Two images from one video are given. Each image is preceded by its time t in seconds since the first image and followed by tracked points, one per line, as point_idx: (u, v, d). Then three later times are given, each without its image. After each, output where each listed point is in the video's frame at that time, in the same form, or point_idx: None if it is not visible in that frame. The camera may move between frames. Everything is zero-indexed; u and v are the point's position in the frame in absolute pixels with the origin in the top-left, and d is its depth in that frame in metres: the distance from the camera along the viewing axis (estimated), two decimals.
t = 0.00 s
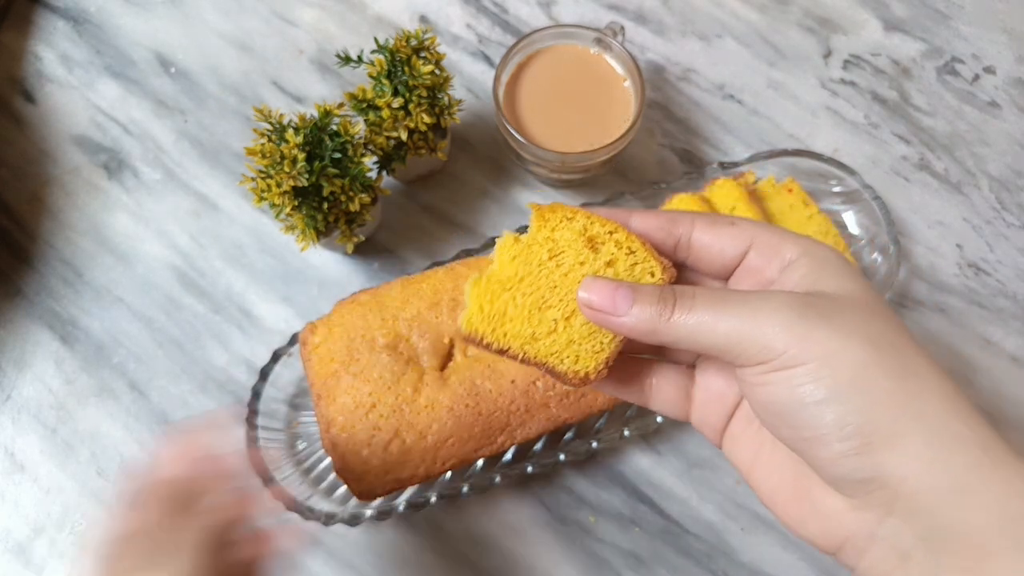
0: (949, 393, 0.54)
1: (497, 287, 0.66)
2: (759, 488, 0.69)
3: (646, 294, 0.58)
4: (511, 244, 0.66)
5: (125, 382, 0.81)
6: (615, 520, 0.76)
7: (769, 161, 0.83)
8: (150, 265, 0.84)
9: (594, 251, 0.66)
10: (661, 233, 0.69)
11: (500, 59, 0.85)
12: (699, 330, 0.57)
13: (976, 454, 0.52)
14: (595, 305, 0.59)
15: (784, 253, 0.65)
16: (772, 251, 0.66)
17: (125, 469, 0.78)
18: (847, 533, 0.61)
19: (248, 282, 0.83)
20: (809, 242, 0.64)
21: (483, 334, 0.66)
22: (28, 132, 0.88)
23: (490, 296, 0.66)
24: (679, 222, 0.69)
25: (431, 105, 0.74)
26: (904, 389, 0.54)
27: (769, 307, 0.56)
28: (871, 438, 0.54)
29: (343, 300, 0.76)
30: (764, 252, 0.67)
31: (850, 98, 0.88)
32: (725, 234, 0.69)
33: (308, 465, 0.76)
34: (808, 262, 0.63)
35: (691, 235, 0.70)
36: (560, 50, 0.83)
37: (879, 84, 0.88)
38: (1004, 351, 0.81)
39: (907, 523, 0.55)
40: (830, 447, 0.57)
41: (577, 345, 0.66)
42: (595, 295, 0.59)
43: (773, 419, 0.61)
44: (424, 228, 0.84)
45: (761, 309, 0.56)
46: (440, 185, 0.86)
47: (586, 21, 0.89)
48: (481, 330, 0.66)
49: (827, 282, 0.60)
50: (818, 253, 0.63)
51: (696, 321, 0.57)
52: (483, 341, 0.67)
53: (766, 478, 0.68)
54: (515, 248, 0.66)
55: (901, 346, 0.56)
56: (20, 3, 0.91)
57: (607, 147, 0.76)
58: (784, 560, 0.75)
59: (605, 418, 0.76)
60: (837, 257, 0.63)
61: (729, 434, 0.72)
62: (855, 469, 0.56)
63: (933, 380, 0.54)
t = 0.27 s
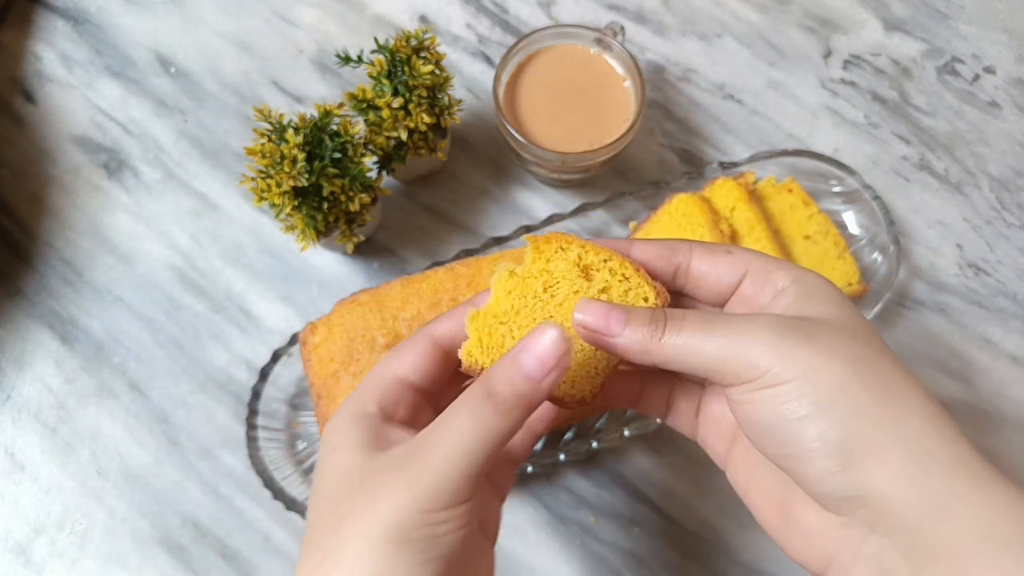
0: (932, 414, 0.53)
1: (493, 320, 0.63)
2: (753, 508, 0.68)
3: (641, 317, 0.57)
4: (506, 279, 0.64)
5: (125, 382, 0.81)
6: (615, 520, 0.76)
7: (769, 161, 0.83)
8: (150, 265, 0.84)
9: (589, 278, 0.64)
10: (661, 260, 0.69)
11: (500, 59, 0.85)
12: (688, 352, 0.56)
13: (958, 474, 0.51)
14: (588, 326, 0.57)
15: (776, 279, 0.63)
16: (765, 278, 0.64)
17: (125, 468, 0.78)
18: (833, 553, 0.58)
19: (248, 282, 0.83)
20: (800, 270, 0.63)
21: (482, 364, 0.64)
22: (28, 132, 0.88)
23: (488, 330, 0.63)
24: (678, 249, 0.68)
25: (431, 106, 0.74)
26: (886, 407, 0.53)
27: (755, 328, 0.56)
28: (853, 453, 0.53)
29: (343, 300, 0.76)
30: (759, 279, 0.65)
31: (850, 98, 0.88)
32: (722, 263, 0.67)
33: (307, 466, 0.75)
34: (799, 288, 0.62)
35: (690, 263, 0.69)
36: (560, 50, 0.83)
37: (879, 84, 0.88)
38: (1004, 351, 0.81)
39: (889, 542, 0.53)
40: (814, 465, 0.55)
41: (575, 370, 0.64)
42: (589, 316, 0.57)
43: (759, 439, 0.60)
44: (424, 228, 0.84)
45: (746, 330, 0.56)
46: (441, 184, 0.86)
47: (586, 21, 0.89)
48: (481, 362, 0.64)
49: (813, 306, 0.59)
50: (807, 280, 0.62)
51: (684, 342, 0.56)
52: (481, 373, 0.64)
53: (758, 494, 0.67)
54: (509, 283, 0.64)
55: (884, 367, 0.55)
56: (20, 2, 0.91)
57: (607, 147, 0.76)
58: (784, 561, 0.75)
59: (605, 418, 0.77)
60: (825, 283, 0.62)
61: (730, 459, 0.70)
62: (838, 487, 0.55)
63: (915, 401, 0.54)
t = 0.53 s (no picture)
0: (933, 419, 0.53)
1: (494, 318, 0.63)
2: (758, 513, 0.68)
3: (641, 328, 0.58)
4: (510, 279, 0.64)
5: (125, 382, 0.81)
6: (615, 520, 0.76)
7: (769, 161, 0.83)
8: (150, 265, 0.84)
9: (591, 287, 0.64)
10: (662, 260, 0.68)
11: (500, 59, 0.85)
12: (689, 364, 0.56)
13: (960, 480, 0.51)
14: (588, 338, 0.58)
15: (776, 284, 0.64)
16: (764, 281, 0.65)
17: (125, 468, 0.78)
18: (836, 557, 0.59)
19: (248, 282, 0.83)
20: (799, 273, 0.63)
21: (477, 363, 0.63)
22: (28, 132, 0.88)
23: (487, 327, 0.63)
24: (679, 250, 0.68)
25: (431, 106, 0.74)
26: (887, 415, 0.53)
27: (756, 339, 0.55)
28: (854, 463, 0.53)
29: (343, 300, 0.76)
30: (758, 282, 0.65)
31: (850, 98, 0.88)
32: (721, 266, 0.67)
33: (306, 465, 0.75)
34: (799, 293, 0.61)
35: (690, 264, 0.69)
36: (560, 50, 0.83)
37: (879, 84, 0.88)
38: (1004, 350, 0.81)
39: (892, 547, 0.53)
40: (816, 474, 0.55)
41: (569, 375, 0.64)
42: (589, 329, 0.58)
43: (760, 448, 0.60)
44: (424, 228, 0.84)
45: (746, 342, 0.55)
46: (441, 184, 0.86)
47: (586, 21, 0.89)
48: (478, 359, 0.63)
49: (812, 313, 0.59)
50: (808, 285, 0.62)
51: (684, 353, 0.56)
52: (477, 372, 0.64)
53: (762, 499, 0.67)
54: (513, 284, 0.64)
55: (884, 374, 0.55)
56: (20, 2, 0.91)
57: (607, 147, 0.76)
58: (783, 561, 0.75)
59: (605, 418, 0.77)
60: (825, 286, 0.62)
61: (733, 463, 0.70)
62: (840, 496, 0.55)
63: (916, 407, 0.53)
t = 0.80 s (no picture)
0: (924, 414, 0.53)
1: (490, 331, 0.63)
2: (756, 509, 0.68)
3: (631, 330, 0.58)
4: (507, 292, 0.63)
5: (125, 382, 0.81)
6: (615, 520, 0.76)
7: (769, 160, 0.83)
8: (150, 265, 0.84)
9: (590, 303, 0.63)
10: (647, 265, 0.68)
11: (500, 59, 0.85)
12: (678, 365, 0.56)
13: (953, 475, 0.51)
14: (577, 341, 0.58)
15: (765, 282, 0.63)
16: (752, 281, 0.64)
17: (125, 468, 0.78)
18: (833, 552, 0.60)
19: (248, 282, 0.83)
20: (788, 269, 0.63)
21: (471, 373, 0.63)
22: (28, 132, 0.88)
23: (483, 341, 0.63)
24: (662, 257, 0.68)
25: (431, 105, 0.74)
26: (877, 411, 0.53)
27: (743, 339, 0.55)
28: (845, 461, 0.53)
29: (342, 300, 0.76)
30: (746, 281, 0.65)
31: (850, 98, 0.88)
32: (707, 269, 0.67)
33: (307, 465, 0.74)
34: (787, 290, 0.61)
35: (675, 269, 0.68)
36: (559, 50, 0.83)
37: (879, 84, 0.88)
38: (1004, 350, 0.81)
39: (887, 542, 0.53)
40: (808, 472, 0.55)
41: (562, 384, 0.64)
42: (578, 331, 0.58)
43: (751, 447, 0.60)
44: (424, 228, 0.84)
45: (733, 341, 0.55)
46: (441, 184, 0.86)
47: (586, 21, 0.89)
48: (472, 371, 0.63)
49: (801, 310, 0.59)
50: (795, 280, 0.62)
51: (673, 354, 0.56)
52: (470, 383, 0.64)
53: (760, 495, 0.67)
54: (512, 296, 0.63)
55: (873, 370, 0.55)
56: (20, 2, 0.91)
57: (607, 147, 0.76)
58: (783, 560, 0.75)
59: (605, 418, 0.77)
60: (814, 282, 0.62)
61: (728, 459, 0.70)
62: (833, 494, 0.55)
63: (906, 403, 0.53)
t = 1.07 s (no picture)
0: (924, 412, 0.53)
1: (487, 320, 0.63)
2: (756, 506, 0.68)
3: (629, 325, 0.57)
4: (506, 282, 0.63)
5: (125, 382, 0.81)
6: (615, 520, 0.76)
7: (769, 161, 0.83)
8: (150, 265, 0.84)
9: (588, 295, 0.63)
10: (644, 266, 0.68)
11: (500, 59, 0.85)
12: (678, 362, 0.56)
13: (953, 472, 0.51)
14: (575, 337, 0.57)
15: (760, 279, 0.63)
16: (748, 279, 0.64)
17: (125, 468, 0.78)
18: (833, 549, 0.60)
19: (248, 282, 0.83)
20: (784, 266, 0.63)
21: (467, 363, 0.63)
22: (28, 132, 0.88)
23: (480, 329, 0.63)
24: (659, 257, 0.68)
25: (431, 105, 0.74)
26: (877, 408, 0.53)
27: (741, 336, 0.55)
28: (845, 457, 0.53)
29: (342, 300, 0.76)
30: (742, 279, 0.65)
31: (850, 98, 0.88)
32: (705, 269, 0.67)
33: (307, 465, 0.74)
34: (783, 286, 0.61)
35: (672, 270, 0.68)
36: (560, 50, 0.83)
37: (879, 84, 0.88)
38: (1004, 350, 0.81)
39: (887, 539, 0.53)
40: (807, 469, 0.55)
41: (559, 377, 0.63)
42: (576, 327, 0.57)
43: (750, 443, 0.60)
44: (424, 228, 0.84)
45: (732, 338, 0.55)
46: (441, 184, 0.86)
47: (586, 21, 0.89)
48: (468, 360, 0.63)
49: (798, 307, 0.59)
50: (791, 275, 0.62)
51: (673, 351, 0.56)
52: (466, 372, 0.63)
53: (760, 493, 0.67)
54: (510, 287, 0.63)
55: (873, 368, 0.55)
56: (20, 2, 0.91)
57: (607, 147, 0.76)
58: (783, 561, 0.75)
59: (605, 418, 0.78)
60: (810, 279, 0.62)
61: (727, 457, 0.70)
62: (831, 490, 0.55)
63: (906, 400, 0.53)
